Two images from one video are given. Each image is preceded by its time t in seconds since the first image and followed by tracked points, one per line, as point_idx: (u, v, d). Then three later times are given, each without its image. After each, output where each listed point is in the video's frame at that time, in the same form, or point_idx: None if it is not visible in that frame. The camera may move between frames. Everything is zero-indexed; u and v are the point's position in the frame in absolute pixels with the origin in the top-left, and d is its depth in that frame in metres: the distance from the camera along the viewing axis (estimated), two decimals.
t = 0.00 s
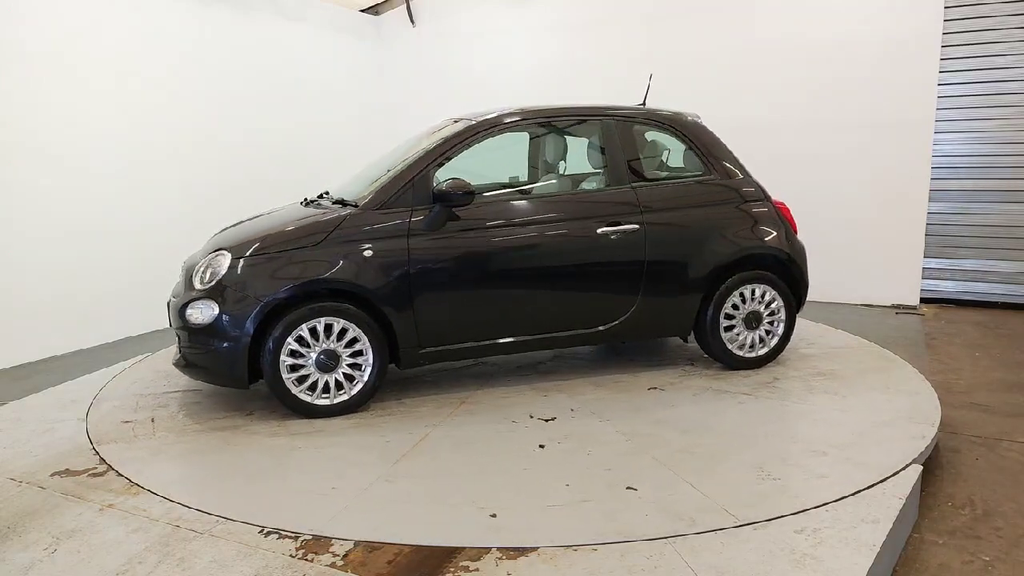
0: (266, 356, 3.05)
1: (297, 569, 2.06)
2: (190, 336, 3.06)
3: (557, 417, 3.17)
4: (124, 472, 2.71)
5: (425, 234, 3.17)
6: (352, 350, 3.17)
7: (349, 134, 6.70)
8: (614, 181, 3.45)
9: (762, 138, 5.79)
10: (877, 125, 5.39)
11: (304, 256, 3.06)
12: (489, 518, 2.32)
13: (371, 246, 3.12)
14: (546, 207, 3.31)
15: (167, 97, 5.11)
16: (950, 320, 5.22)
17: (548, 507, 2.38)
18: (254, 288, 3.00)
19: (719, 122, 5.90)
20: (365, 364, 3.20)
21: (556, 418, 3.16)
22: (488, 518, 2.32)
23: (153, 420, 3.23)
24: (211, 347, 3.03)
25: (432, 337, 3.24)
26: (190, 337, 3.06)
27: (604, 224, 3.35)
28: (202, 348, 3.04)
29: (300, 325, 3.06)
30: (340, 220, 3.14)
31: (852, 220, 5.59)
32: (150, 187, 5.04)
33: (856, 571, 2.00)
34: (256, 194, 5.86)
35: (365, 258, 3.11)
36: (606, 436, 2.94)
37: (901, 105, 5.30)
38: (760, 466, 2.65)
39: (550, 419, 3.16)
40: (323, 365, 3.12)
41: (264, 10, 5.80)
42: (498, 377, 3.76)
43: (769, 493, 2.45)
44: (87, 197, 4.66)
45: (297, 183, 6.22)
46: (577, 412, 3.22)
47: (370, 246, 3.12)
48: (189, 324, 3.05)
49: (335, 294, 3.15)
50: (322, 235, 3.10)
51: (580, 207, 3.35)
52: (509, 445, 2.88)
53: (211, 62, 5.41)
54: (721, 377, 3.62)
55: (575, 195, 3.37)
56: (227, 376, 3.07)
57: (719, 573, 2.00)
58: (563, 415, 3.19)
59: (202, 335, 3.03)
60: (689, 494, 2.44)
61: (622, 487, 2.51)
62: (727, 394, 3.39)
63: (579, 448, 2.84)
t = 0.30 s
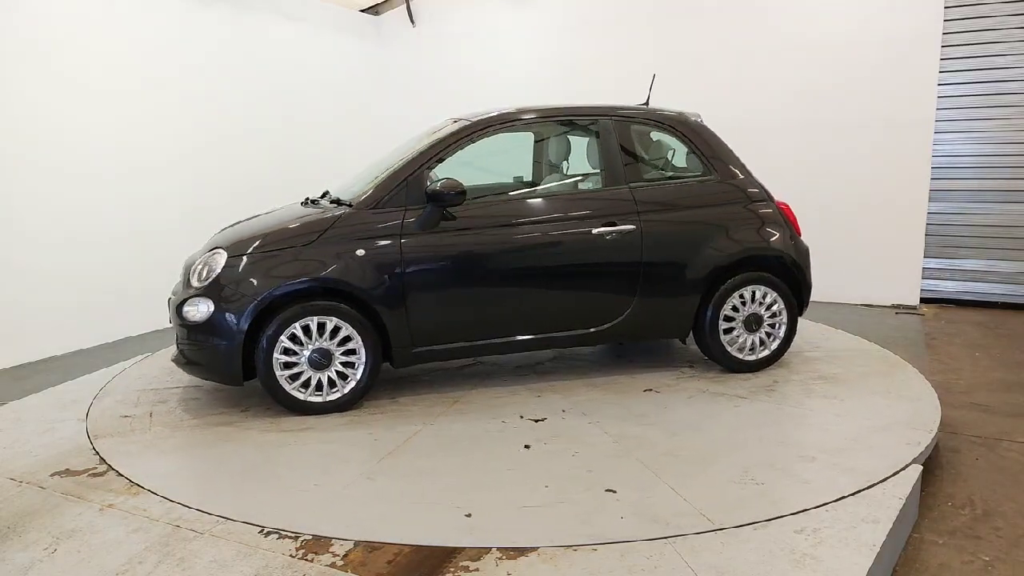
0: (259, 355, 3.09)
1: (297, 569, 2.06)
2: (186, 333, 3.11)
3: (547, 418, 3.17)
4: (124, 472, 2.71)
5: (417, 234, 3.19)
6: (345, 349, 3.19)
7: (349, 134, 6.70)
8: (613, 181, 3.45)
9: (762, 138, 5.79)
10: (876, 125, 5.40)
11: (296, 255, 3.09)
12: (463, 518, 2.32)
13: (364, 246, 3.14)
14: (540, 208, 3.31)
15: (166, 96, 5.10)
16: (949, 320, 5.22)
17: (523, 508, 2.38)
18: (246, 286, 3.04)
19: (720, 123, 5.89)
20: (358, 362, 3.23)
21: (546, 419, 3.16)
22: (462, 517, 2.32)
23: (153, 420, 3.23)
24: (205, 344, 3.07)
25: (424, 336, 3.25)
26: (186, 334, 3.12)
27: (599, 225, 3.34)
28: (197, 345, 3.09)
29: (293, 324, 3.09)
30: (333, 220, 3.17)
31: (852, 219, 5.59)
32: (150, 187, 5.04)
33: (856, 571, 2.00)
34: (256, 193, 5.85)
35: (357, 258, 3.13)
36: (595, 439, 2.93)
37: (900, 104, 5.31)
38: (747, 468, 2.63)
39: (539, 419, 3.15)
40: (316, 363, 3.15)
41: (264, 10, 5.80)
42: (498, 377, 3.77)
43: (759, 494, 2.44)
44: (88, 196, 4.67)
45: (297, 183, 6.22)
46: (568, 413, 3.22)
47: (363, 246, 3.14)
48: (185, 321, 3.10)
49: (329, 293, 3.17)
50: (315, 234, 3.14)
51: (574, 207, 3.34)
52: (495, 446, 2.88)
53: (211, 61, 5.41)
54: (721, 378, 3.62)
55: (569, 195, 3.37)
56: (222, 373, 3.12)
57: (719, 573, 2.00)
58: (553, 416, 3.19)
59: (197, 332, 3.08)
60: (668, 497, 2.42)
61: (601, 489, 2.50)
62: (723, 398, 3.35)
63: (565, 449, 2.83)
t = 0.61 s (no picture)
0: (253, 352, 3.15)
1: (297, 569, 2.06)
2: (184, 330, 3.19)
3: (536, 419, 3.17)
4: (124, 472, 2.71)
5: (410, 234, 3.22)
6: (338, 348, 3.24)
7: (349, 134, 6.70)
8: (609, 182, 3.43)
9: (762, 138, 5.79)
10: (876, 125, 5.40)
11: (289, 253, 3.15)
12: (437, 518, 2.32)
13: (356, 245, 3.18)
14: (531, 208, 3.31)
15: (166, 96, 5.10)
16: (949, 320, 5.22)
17: (498, 508, 2.38)
18: (239, 285, 3.11)
19: (720, 123, 5.89)
20: (351, 360, 3.27)
21: (536, 419, 3.16)
22: (436, 517, 2.33)
23: (153, 420, 3.23)
24: (201, 341, 3.14)
25: (417, 336, 3.28)
26: (184, 330, 3.19)
27: (593, 226, 3.33)
28: (194, 342, 3.17)
29: (286, 322, 3.14)
30: (327, 220, 3.22)
31: (852, 220, 5.59)
32: (150, 186, 5.04)
33: (856, 571, 2.00)
34: (256, 193, 5.85)
35: (349, 257, 3.17)
36: (583, 440, 2.92)
37: (899, 105, 5.31)
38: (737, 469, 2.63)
39: (528, 420, 3.15)
40: (309, 361, 3.20)
41: (264, 10, 5.80)
42: (498, 377, 3.78)
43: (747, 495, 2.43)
44: (88, 196, 4.66)
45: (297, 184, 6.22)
46: (559, 414, 3.21)
47: (356, 245, 3.18)
48: (183, 318, 3.18)
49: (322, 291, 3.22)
50: (309, 234, 3.19)
51: (566, 209, 3.34)
52: (480, 446, 2.88)
53: (211, 61, 5.40)
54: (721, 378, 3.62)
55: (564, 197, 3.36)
56: (220, 369, 3.19)
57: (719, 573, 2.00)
58: (543, 416, 3.19)
59: (194, 329, 3.15)
60: (645, 499, 2.42)
61: (579, 491, 2.49)
62: (720, 399, 3.33)
63: (550, 450, 2.83)
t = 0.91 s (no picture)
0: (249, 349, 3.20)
1: (297, 569, 2.06)
2: (181, 327, 3.23)
3: (525, 419, 3.17)
4: (124, 472, 2.71)
5: (402, 233, 3.24)
6: (332, 346, 3.28)
7: (349, 134, 6.70)
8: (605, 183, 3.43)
9: (762, 138, 5.79)
10: (875, 125, 5.40)
11: (285, 253, 3.18)
12: (413, 516, 2.33)
13: (350, 245, 3.21)
14: (524, 207, 3.32)
15: (166, 95, 5.10)
16: (949, 320, 5.22)
17: (476, 507, 2.39)
18: (236, 284, 3.15)
19: (720, 123, 5.89)
20: (345, 358, 3.31)
21: (526, 419, 3.17)
22: (413, 515, 2.34)
23: (154, 420, 3.23)
24: (198, 338, 3.19)
25: (411, 335, 3.31)
26: (181, 327, 3.23)
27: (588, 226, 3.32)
28: (191, 339, 3.21)
29: (281, 320, 3.19)
30: (323, 220, 3.26)
31: (852, 220, 5.59)
32: (149, 186, 5.04)
33: (856, 571, 2.00)
34: (256, 193, 5.86)
35: (343, 256, 3.20)
36: (569, 441, 2.92)
37: (899, 105, 5.32)
38: (735, 470, 2.63)
39: (517, 420, 3.15)
40: (303, 359, 3.25)
41: (264, 10, 5.80)
42: (497, 377, 3.79)
43: (741, 494, 2.44)
44: (88, 196, 4.67)
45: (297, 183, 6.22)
46: (550, 415, 3.21)
47: (350, 244, 3.21)
48: (181, 315, 3.22)
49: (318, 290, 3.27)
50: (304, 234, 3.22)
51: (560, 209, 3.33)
52: (465, 446, 2.89)
53: (211, 62, 5.40)
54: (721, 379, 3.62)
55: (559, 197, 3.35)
56: (219, 366, 3.23)
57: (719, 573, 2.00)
58: (533, 416, 3.19)
59: (191, 327, 3.19)
60: (622, 500, 2.42)
61: (557, 492, 2.48)
62: (714, 401, 3.32)
63: (535, 451, 2.83)
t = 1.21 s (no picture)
0: (244, 347, 3.24)
1: (297, 569, 2.06)
2: (180, 323, 3.30)
3: (515, 419, 3.17)
4: (124, 472, 2.71)
5: (397, 234, 3.26)
6: (326, 344, 3.31)
7: (349, 135, 6.69)
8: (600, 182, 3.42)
9: (762, 138, 5.79)
10: (875, 125, 5.40)
11: (278, 251, 3.21)
12: (388, 514, 2.35)
13: (344, 244, 3.23)
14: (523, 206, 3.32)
15: (165, 95, 5.10)
16: (949, 320, 5.22)
17: (453, 506, 2.40)
18: (230, 282, 3.19)
19: (720, 123, 5.89)
20: (340, 356, 3.34)
21: (517, 419, 3.17)
22: (388, 513, 2.35)
23: (154, 420, 3.23)
24: (196, 335, 3.24)
25: (404, 335, 3.32)
26: (180, 324, 3.30)
27: (583, 227, 3.31)
28: (188, 336, 3.27)
29: (276, 318, 3.23)
30: (316, 219, 3.28)
31: (853, 220, 5.59)
32: (149, 186, 5.04)
33: (856, 571, 2.00)
34: (257, 193, 5.86)
35: (337, 256, 3.22)
36: (555, 441, 2.91)
37: (898, 105, 5.32)
38: (734, 471, 2.62)
39: (507, 421, 3.15)
40: (298, 356, 3.29)
41: (264, 10, 5.80)
42: (497, 377, 3.79)
43: (736, 495, 2.44)
44: (88, 196, 4.67)
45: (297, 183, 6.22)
46: (540, 415, 3.21)
47: (343, 243, 3.23)
48: (180, 312, 3.28)
49: (314, 289, 3.30)
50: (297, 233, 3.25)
51: (551, 210, 3.32)
52: (450, 446, 2.89)
53: (211, 62, 5.40)
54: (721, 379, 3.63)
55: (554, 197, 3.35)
56: (216, 363, 3.28)
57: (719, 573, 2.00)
58: (523, 416, 3.19)
59: (188, 324, 3.25)
60: (599, 501, 2.42)
61: (535, 493, 2.49)
62: (712, 402, 3.32)
63: (520, 451, 2.83)
